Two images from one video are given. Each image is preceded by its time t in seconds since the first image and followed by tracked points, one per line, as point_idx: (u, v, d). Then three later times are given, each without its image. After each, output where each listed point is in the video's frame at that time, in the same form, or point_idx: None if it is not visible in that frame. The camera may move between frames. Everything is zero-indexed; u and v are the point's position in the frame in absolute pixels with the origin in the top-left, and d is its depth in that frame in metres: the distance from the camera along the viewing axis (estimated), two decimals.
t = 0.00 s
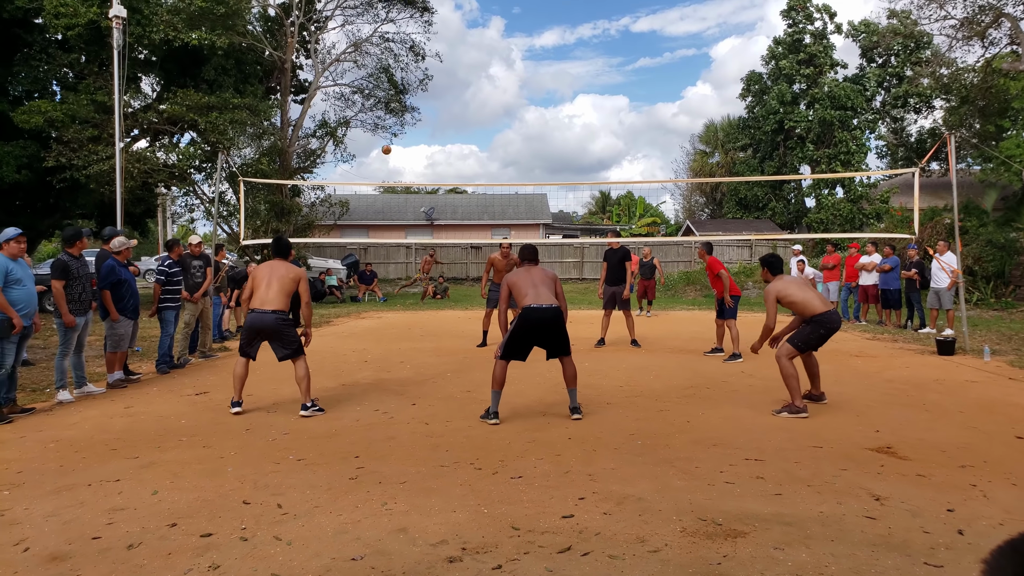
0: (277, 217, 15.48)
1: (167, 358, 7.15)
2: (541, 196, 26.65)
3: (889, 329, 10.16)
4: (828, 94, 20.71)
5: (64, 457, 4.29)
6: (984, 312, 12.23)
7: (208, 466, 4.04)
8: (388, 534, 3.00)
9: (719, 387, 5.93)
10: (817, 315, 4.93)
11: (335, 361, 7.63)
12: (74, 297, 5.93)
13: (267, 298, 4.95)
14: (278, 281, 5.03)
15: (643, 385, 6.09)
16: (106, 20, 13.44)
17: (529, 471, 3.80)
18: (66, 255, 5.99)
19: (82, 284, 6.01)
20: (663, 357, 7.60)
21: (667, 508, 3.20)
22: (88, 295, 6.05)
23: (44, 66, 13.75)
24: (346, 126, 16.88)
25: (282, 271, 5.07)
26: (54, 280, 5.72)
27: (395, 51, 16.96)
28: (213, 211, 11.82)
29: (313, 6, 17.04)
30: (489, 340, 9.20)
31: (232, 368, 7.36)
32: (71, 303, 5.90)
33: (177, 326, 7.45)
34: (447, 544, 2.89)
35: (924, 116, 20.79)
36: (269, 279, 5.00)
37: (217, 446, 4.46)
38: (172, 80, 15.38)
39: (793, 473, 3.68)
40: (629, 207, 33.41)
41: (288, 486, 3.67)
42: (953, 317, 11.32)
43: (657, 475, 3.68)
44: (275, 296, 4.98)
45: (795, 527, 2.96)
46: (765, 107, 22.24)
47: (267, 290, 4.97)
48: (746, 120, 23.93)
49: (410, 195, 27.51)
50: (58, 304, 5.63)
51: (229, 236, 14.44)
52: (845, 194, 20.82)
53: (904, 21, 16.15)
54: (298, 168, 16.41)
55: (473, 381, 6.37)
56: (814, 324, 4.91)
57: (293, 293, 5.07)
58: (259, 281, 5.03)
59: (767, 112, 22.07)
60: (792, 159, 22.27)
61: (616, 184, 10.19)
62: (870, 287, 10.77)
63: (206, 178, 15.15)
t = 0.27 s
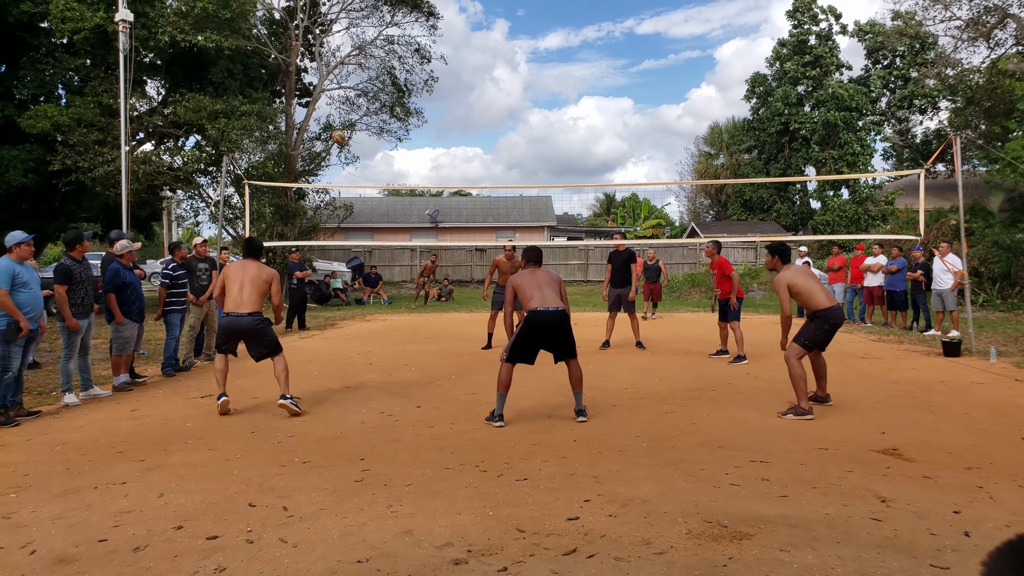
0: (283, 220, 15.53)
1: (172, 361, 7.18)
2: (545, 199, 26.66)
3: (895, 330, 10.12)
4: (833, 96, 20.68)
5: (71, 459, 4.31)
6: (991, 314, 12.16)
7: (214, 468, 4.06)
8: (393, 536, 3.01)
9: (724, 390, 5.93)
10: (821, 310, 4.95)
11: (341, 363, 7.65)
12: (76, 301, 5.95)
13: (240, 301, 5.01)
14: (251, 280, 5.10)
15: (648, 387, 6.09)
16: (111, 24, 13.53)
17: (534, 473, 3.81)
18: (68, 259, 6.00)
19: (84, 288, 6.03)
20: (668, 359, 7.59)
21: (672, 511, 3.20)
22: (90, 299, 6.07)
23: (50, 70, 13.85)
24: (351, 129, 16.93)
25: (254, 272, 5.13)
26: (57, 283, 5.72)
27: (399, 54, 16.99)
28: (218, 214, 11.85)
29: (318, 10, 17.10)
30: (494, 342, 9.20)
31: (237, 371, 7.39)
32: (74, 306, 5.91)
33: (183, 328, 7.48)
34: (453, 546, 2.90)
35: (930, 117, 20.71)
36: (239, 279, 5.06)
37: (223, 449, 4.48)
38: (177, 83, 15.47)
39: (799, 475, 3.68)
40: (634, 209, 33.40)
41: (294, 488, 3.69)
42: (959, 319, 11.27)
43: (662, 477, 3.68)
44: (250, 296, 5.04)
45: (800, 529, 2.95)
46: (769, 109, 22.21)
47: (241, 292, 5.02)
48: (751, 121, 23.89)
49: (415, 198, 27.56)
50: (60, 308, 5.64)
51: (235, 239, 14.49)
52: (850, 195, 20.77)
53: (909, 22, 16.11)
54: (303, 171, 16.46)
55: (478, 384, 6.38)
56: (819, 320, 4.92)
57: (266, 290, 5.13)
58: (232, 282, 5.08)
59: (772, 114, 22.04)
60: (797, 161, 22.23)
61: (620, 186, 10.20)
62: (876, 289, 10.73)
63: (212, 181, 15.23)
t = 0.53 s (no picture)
0: (288, 221, 15.57)
1: (178, 362, 7.21)
2: (550, 199, 26.65)
3: (901, 331, 10.08)
4: (838, 96, 20.62)
5: (78, 459, 4.33)
6: (998, 315, 12.10)
7: (219, 469, 4.07)
8: (399, 536, 3.02)
9: (730, 390, 5.91)
10: (830, 313, 4.90)
11: (345, 364, 7.66)
12: (77, 302, 5.99)
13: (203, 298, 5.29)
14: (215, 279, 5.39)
15: (653, 388, 6.08)
16: (118, 26, 13.63)
17: (540, 473, 3.81)
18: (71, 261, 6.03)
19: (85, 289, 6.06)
20: (673, 360, 7.57)
21: (678, 511, 3.20)
22: (91, 300, 6.11)
23: (56, 72, 13.94)
24: (357, 130, 16.98)
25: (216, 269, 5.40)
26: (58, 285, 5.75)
27: (404, 55, 17.04)
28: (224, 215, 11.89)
29: (323, 11, 17.15)
30: (499, 343, 9.20)
31: (242, 371, 7.41)
32: (74, 306, 5.96)
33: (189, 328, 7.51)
34: (458, 547, 2.90)
35: (936, 117, 20.62)
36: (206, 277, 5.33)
37: (228, 449, 4.50)
38: (183, 85, 15.55)
39: (805, 476, 3.67)
40: (639, 209, 33.37)
41: (300, 488, 3.69)
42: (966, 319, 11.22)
43: (668, 478, 3.67)
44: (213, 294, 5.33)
45: (807, 530, 2.94)
46: (775, 109, 22.16)
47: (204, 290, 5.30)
48: (757, 122, 23.84)
49: (420, 199, 27.59)
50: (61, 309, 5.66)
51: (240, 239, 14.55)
52: (857, 196, 20.70)
53: (915, 22, 16.04)
54: (309, 172, 16.50)
55: (482, 384, 6.38)
56: (827, 323, 4.89)
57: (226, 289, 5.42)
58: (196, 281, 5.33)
59: (778, 114, 21.98)
60: (803, 161, 22.16)
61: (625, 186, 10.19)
62: (882, 289, 10.69)
63: (217, 182, 15.29)
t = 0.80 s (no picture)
0: (296, 219, 15.63)
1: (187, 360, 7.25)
2: (558, 197, 26.63)
3: (911, 329, 10.02)
4: (848, 92, 20.48)
5: (89, 456, 4.37)
6: (1009, 313, 12.01)
7: (228, 466, 4.10)
8: (407, 533, 3.03)
9: (738, 388, 5.89)
10: (868, 302, 4.88)
11: (353, 362, 7.69)
12: (80, 300, 6.06)
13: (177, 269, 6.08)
14: (192, 249, 6.19)
15: (661, 386, 6.06)
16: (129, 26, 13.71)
17: (547, 471, 3.81)
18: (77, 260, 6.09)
19: (89, 288, 6.13)
20: (681, 358, 7.55)
21: (686, 509, 3.19)
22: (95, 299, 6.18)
23: (67, 72, 14.05)
24: (365, 129, 17.01)
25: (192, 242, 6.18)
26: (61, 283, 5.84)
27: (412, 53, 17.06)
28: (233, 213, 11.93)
29: (331, 10, 17.17)
30: (506, 341, 9.21)
31: (251, 369, 7.45)
32: (75, 305, 6.04)
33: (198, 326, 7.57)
34: (466, 544, 2.91)
35: (948, 113, 20.44)
36: (183, 243, 5.98)
37: (237, 446, 4.52)
38: (192, 84, 15.64)
39: (814, 474, 3.65)
40: (647, 207, 33.29)
41: (308, 486, 3.71)
42: (976, 317, 11.13)
43: (676, 476, 3.66)
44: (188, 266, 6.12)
45: (816, 529, 2.93)
46: (784, 106, 22.04)
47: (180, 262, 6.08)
48: (765, 118, 23.71)
49: (427, 197, 27.62)
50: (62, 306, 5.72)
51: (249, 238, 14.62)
52: (867, 192, 20.56)
53: (926, 17, 15.91)
54: (317, 171, 16.54)
55: (490, 382, 6.38)
56: (864, 314, 4.88)
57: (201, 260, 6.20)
58: (173, 252, 6.18)
59: (786, 110, 21.86)
60: (812, 158, 22.03)
61: (632, 184, 10.20)
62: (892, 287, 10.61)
63: (226, 181, 15.37)
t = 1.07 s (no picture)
0: (303, 217, 15.67)
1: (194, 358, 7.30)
2: (564, 196, 26.63)
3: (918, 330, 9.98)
4: (855, 94, 20.42)
5: (96, 454, 4.40)
6: (1017, 314, 11.97)
7: (236, 464, 4.12)
8: (413, 533, 3.04)
9: (745, 388, 5.89)
10: (902, 305, 4.90)
11: (360, 360, 7.72)
12: (77, 297, 6.07)
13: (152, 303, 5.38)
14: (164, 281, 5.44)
15: (667, 386, 6.07)
16: (136, 23, 13.75)
17: (554, 471, 3.82)
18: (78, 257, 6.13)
19: (87, 285, 6.14)
20: (687, 358, 7.56)
21: (692, 510, 3.20)
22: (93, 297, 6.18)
23: (74, 68, 14.14)
24: (372, 127, 17.04)
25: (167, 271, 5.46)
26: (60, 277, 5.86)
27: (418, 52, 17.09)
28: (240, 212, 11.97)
29: (338, 9, 17.20)
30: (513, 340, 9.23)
31: (258, 367, 7.49)
32: (73, 301, 6.05)
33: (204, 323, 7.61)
34: (472, 543, 2.92)
35: (956, 114, 20.34)
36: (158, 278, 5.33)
37: (244, 444, 4.55)
38: (200, 81, 15.69)
39: (820, 475, 3.65)
40: (653, 206, 33.26)
41: (315, 484, 3.73)
42: (984, 318, 11.08)
43: (681, 477, 3.67)
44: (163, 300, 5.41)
45: (822, 530, 2.93)
46: (791, 107, 22.00)
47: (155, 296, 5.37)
48: (772, 119, 23.66)
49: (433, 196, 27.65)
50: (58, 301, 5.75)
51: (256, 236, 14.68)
52: (874, 194, 20.50)
53: (934, 19, 15.86)
54: (324, 169, 16.57)
55: (496, 382, 6.40)
56: (901, 318, 4.87)
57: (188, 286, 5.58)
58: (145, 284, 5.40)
59: (794, 112, 21.82)
60: (820, 159, 21.97)
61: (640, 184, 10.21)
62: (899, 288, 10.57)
63: (233, 179, 15.43)
